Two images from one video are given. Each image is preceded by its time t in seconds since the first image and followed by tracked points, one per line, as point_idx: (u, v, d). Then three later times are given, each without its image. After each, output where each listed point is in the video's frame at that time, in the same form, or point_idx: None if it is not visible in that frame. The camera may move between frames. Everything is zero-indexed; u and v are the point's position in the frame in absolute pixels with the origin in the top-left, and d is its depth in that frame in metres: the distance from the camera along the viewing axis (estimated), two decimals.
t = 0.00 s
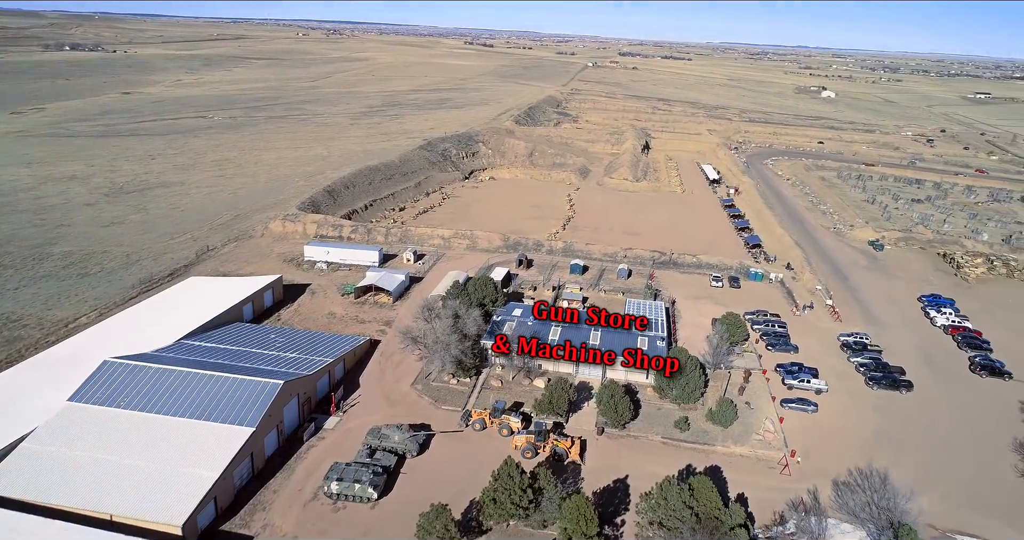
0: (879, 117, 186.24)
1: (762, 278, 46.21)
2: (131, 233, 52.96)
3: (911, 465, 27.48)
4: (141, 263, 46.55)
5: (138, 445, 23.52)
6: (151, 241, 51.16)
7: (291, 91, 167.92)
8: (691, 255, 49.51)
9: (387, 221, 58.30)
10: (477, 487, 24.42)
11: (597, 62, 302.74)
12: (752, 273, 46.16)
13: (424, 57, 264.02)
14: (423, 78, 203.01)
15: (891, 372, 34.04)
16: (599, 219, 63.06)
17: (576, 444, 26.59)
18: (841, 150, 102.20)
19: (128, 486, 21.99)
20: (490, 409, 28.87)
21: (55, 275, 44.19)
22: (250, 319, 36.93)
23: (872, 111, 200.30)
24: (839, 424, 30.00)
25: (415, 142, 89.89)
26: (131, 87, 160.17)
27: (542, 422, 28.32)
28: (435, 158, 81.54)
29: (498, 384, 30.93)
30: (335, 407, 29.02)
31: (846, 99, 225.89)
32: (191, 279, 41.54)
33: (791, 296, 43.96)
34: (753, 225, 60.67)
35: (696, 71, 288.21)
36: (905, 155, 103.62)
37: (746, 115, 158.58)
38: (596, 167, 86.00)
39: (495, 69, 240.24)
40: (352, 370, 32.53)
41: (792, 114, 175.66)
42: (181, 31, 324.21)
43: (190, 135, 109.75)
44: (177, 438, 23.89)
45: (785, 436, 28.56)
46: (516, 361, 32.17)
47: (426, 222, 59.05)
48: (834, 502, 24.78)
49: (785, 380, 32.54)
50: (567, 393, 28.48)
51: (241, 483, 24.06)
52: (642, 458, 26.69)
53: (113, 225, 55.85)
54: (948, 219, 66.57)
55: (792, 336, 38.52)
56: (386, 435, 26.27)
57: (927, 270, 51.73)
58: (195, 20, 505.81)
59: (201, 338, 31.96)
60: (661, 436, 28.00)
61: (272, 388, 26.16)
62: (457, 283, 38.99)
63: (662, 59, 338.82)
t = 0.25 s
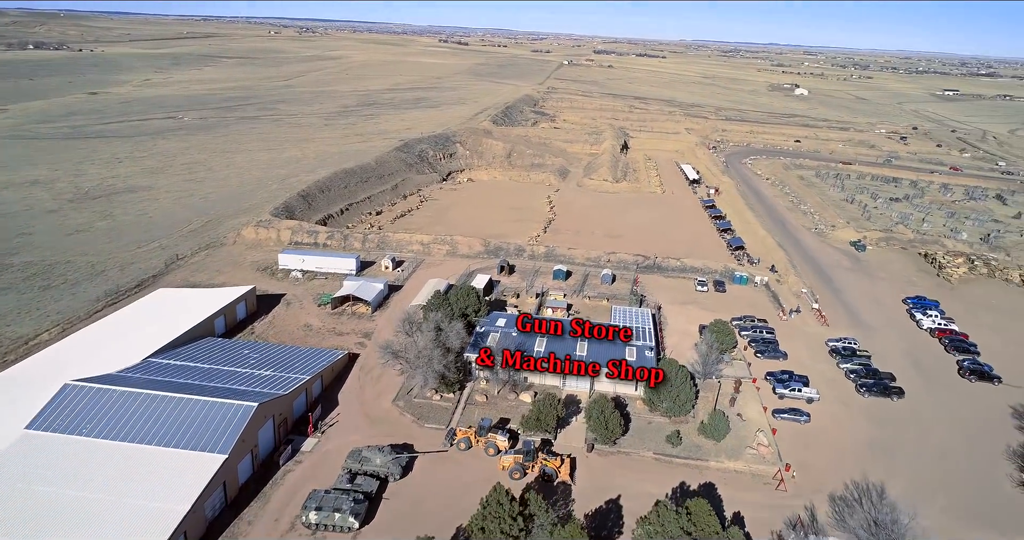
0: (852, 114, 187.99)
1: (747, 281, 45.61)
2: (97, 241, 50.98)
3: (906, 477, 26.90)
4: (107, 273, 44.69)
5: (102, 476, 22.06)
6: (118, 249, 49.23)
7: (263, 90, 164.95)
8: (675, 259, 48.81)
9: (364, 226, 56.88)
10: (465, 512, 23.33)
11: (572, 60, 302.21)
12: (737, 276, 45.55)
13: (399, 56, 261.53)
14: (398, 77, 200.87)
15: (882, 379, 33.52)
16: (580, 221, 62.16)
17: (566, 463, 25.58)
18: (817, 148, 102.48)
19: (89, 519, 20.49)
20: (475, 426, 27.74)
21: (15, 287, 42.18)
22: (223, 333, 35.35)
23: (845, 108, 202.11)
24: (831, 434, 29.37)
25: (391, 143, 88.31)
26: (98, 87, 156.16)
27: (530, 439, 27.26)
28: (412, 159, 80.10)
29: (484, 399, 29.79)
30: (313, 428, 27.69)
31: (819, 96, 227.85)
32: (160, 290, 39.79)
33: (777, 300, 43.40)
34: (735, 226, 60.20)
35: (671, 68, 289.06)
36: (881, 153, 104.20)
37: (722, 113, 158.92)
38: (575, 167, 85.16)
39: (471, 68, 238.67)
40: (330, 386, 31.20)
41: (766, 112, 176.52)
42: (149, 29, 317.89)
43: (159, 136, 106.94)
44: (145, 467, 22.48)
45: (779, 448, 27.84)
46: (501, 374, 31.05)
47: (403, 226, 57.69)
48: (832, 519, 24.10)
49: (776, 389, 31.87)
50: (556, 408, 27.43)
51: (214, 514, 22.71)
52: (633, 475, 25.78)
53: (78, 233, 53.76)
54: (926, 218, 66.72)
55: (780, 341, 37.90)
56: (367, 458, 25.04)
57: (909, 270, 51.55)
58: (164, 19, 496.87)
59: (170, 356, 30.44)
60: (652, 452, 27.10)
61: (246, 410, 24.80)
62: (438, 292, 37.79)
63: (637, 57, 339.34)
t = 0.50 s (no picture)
0: (829, 112, 189.44)
1: (734, 285, 45.05)
2: (65, 249, 49.17)
3: (904, 490, 26.36)
4: (75, 283, 43.03)
5: (68, 507, 20.77)
6: (87, 258, 47.49)
7: (239, 90, 162.21)
8: (661, 263, 48.16)
9: (343, 232, 55.58)
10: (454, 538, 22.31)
11: (551, 58, 301.60)
12: (724, 280, 44.99)
13: (377, 54, 259.13)
14: (376, 76, 198.80)
15: (874, 386, 33.02)
16: (563, 223, 61.36)
17: (558, 480, 24.68)
18: (798, 147, 102.61)
19: None
20: (462, 444, 26.77)
21: None
22: (196, 345, 33.96)
23: (822, 106, 203.52)
24: (826, 445, 28.76)
25: (370, 145, 86.89)
26: (68, 88, 152.65)
27: (519, 456, 26.33)
28: (391, 160, 78.84)
29: (470, 414, 28.78)
30: (293, 449, 26.52)
31: (796, 94, 229.30)
32: (131, 301, 38.26)
33: (765, 304, 42.91)
34: (720, 228, 59.73)
35: (650, 67, 289.54)
36: (860, 152, 104.62)
37: (701, 112, 159.08)
38: (557, 168, 84.34)
39: (450, 66, 237.03)
40: (310, 402, 30.03)
41: (745, 110, 177.10)
42: (120, 27, 312.25)
43: (131, 138, 104.44)
44: (116, 497, 21.22)
45: (774, 460, 27.18)
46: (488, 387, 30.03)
47: (384, 231, 56.47)
48: (832, 535, 23.48)
49: (769, 398, 31.26)
50: (545, 424, 26.50)
51: None
52: (627, 493, 24.96)
53: (46, 240, 51.89)
54: (909, 217, 66.78)
55: (770, 347, 37.34)
56: (350, 480, 23.99)
57: (895, 272, 51.38)
58: (136, 17, 488.45)
59: (141, 373, 29.10)
60: (645, 467, 26.29)
61: (221, 432, 23.60)
62: (422, 301, 36.73)
63: (615, 55, 339.44)
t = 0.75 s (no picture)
0: (801, 110, 190.60)
1: (718, 289, 44.43)
2: (24, 258, 46.99)
3: (900, 503, 25.75)
4: (35, 296, 41.03)
5: None
6: (48, 269, 45.39)
7: (208, 89, 158.76)
8: (643, 267, 47.39)
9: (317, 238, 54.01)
10: None
11: (526, 56, 300.39)
12: (708, 284, 44.33)
13: (349, 53, 255.77)
14: (349, 75, 196.07)
15: (864, 394, 32.47)
16: (543, 226, 60.39)
17: (546, 502, 23.66)
18: (774, 146, 102.66)
19: None
20: (446, 465, 25.63)
21: None
22: (163, 362, 32.36)
23: (795, 104, 204.98)
24: (819, 457, 28.09)
25: (344, 146, 85.10)
26: (29, 88, 148.12)
27: (505, 476, 25.27)
28: (366, 162, 77.21)
29: (453, 433, 27.62)
30: (266, 475, 25.14)
31: (769, 92, 230.75)
32: (94, 315, 36.47)
33: (749, 309, 42.33)
34: (700, 230, 59.18)
35: (624, 65, 289.62)
36: (836, 150, 105.00)
37: (677, 111, 159.10)
38: (535, 169, 83.30)
39: (423, 65, 234.80)
40: (285, 423, 28.65)
41: (719, 108, 177.59)
42: (84, 25, 304.61)
43: (96, 140, 101.30)
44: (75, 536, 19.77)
45: (766, 475, 26.46)
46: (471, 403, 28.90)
47: (359, 237, 54.98)
48: None
49: (759, 408, 30.56)
50: (533, 444, 25.44)
51: None
52: (619, 514, 24.02)
53: (4, 250, 49.61)
54: (887, 216, 66.84)
55: (757, 354, 36.69)
56: (328, 509, 22.74)
57: (877, 273, 51.16)
58: (101, 14, 477.63)
59: (105, 396, 27.51)
60: (636, 486, 25.39)
61: (189, 462, 22.20)
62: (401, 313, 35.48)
63: (589, 53, 339.16)
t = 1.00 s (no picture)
0: (776, 108, 191.88)
1: (703, 293, 43.83)
2: None
3: (896, 516, 25.20)
4: None
5: None
6: (9, 278, 43.40)
7: (178, 89, 155.48)
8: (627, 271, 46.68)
9: (293, 244, 52.59)
10: None
11: (502, 55, 299.16)
12: (693, 289, 43.72)
13: (323, 52, 252.60)
14: (323, 74, 193.45)
15: (853, 400, 31.95)
16: (524, 229, 59.48)
17: (536, 525, 22.74)
18: (752, 145, 102.80)
19: None
20: (430, 486, 24.60)
21: None
22: (130, 379, 30.88)
23: (770, 101, 206.33)
24: (812, 468, 27.50)
25: (320, 147, 83.44)
26: None
27: (492, 497, 24.30)
28: (342, 164, 75.72)
29: (437, 451, 26.55)
30: (239, 501, 23.87)
31: (744, 90, 232.05)
32: (58, 329, 34.80)
33: (735, 313, 41.78)
34: (683, 232, 58.61)
35: (599, 63, 289.69)
36: (813, 148, 105.35)
37: (654, 109, 158.96)
38: (514, 170, 82.28)
39: (399, 64, 232.32)
40: (260, 443, 27.37)
41: (696, 107, 178.02)
42: (49, 23, 297.33)
43: (61, 142, 98.35)
44: None
45: (760, 489, 25.78)
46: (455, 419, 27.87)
47: (336, 242, 53.62)
48: None
49: (749, 418, 29.90)
50: (520, 462, 24.47)
51: None
52: (611, 534, 23.17)
53: None
54: (866, 216, 66.93)
55: (745, 360, 36.07)
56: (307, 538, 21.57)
57: (860, 274, 50.95)
58: (67, 12, 467.22)
59: (67, 418, 26.01)
60: (627, 504, 24.54)
61: (158, 492, 20.89)
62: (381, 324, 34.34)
63: (565, 51, 338.84)
